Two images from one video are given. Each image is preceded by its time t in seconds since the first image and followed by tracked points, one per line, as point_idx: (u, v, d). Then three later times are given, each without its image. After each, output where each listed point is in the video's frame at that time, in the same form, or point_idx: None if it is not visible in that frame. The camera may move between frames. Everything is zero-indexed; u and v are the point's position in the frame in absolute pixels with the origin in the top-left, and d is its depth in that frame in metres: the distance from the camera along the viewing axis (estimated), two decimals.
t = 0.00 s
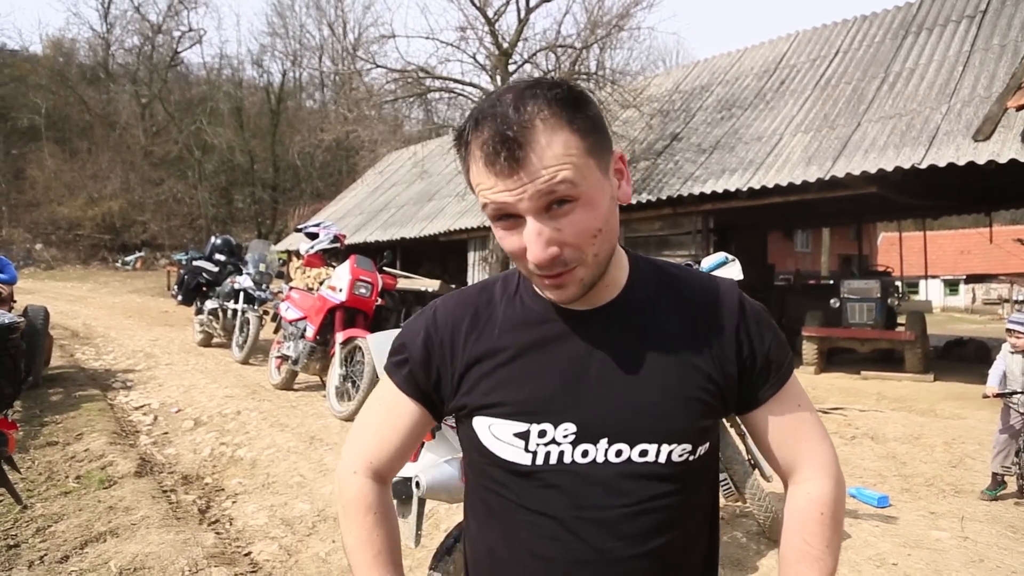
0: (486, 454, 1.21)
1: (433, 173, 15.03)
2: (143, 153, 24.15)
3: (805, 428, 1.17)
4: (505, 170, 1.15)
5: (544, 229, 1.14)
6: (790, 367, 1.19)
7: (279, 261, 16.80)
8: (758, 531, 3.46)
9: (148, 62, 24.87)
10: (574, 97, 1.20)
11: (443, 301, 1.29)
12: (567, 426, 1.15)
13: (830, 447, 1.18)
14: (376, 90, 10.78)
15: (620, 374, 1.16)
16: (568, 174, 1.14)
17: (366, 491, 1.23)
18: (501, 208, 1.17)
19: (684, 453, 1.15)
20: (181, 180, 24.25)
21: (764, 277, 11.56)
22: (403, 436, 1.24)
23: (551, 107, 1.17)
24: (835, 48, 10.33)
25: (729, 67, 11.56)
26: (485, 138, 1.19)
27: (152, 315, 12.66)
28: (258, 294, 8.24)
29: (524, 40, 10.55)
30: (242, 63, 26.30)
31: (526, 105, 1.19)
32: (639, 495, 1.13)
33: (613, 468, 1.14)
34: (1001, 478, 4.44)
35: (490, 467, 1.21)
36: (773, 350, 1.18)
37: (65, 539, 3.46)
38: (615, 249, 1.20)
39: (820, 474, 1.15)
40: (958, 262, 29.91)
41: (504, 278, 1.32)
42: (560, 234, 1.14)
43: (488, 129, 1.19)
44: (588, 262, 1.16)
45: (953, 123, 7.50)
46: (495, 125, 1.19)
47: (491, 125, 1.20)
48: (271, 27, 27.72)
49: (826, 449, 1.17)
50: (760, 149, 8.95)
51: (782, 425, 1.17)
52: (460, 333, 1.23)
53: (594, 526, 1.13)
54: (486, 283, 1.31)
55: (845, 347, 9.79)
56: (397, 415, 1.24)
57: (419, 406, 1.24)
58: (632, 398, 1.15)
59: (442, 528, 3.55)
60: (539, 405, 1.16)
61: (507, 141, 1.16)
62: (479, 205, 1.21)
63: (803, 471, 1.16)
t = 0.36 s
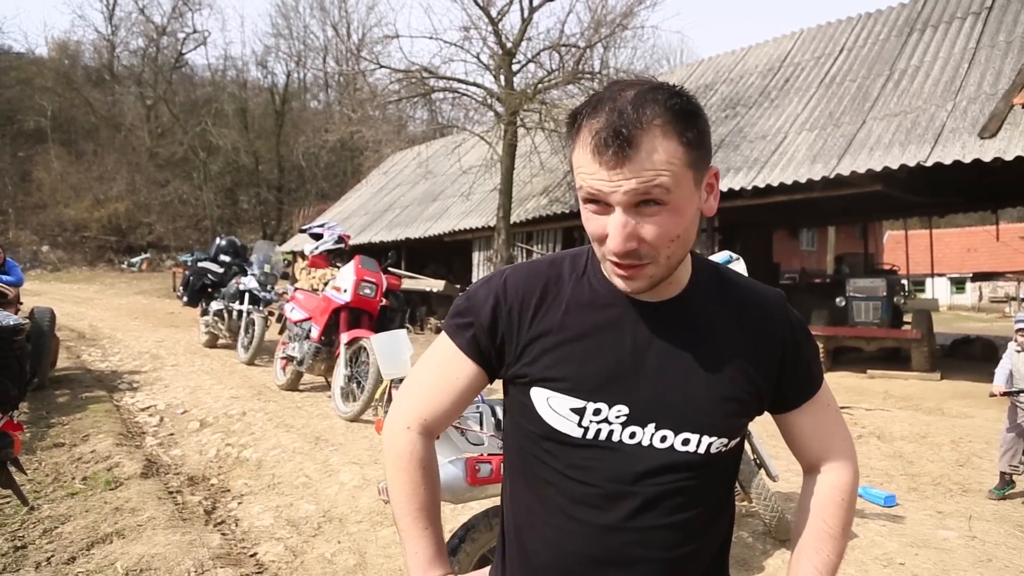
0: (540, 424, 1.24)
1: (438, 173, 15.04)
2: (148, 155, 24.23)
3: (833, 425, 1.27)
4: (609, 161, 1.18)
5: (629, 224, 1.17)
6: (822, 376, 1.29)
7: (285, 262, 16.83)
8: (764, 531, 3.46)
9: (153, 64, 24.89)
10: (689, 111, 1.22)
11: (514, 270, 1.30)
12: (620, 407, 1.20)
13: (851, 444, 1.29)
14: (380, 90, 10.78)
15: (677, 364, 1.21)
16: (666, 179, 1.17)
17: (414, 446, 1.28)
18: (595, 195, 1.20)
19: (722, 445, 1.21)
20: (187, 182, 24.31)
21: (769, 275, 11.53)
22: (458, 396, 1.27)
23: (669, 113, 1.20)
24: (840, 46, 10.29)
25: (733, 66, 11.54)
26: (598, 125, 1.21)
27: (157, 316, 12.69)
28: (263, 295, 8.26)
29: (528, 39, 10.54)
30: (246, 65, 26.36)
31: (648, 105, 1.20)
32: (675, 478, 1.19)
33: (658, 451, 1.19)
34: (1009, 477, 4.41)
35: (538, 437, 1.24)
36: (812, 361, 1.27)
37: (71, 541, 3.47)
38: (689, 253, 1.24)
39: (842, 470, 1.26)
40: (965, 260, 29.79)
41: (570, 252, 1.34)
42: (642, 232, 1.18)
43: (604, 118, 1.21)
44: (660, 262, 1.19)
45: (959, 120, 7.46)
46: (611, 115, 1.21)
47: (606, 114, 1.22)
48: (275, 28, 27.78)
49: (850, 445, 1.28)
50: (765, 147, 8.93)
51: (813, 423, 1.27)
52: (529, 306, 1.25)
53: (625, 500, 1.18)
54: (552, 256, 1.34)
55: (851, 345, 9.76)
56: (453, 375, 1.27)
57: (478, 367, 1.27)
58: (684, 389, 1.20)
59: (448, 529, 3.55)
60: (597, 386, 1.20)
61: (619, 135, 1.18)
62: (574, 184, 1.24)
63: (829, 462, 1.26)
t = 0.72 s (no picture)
0: (560, 414, 1.24)
1: (447, 175, 15.07)
2: (158, 159, 24.40)
3: (851, 435, 1.27)
4: (646, 169, 1.18)
5: (665, 229, 1.18)
6: (841, 388, 1.29)
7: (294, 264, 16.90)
8: (773, 533, 3.45)
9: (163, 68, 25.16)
10: (723, 117, 1.22)
11: (543, 265, 1.31)
12: (640, 400, 1.20)
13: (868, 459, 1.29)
14: (388, 93, 10.83)
15: (697, 361, 1.21)
16: (702, 186, 1.17)
17: (440, 439, 1.28)
18: (632, 200, 1.20)
19: (738, 444, 1.20)
20: (197, 185, 24.47)
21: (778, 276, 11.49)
22: (485, 389, 1.28)
23: (702, 120, 1.20)
24: (849, 46, 10.25)
25: (741, 66, 11.51)
26: (635, 132, 1.21)
27: (168, 319, 12.77)
28: (272, 298, 8.29)
29: (536, 41, 10.56)
30: (255, 68, 26.52)
31: (682, 112, 1.20)
32: (692, 475, 1.19)
33: (674, 447, 1.19)
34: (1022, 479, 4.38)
35: (558, 429, 1.24)
36: (832, 372, 1.28)
37: (83, 542, 3.49)
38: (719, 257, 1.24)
39: (859, 482, 1.25)
40: (976, 261, 29.58)
41: (598, 251, 1.35)
42: (677, 237, 1.19)
43: (640, 125, 1.21)
44: (694, 266, 1.20)
45: (969, 120, 7.41)
46: (647, 122, 1.21)
47: (641, 120, 1.22)
48: (284, 31, 27.94)
49: (866, 458, 1.28)
50: (774, 148, 8.90)
51: (831, 434, 1.27)
52: (556, 300, 1.26)
53: (642, 495, 1.18)
54: (580, 253, 1.35)
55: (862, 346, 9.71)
56: (482, 366, 1.27)
57: (505, 358, 1.27)
58: (704, 385, 1.20)
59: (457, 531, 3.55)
60: (618, 378, 1.21)
61: (657, 144, 1.18)
62: (610, 188, 1.24)
63: (845, 472, 1.26)
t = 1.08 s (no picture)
0: (543, 419, 1.26)
1: (454, 173, 15.08)
2: (166, 157, 24.52)
3: (849, 424, 1.22)
4: (603, 132, 1.24)
5: (633, 192, 1.21)
6: (835, 369, 1.24)
7: (301, 263, 16.93)
8: (779, 533, 3.44)
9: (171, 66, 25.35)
10: (665, 85, 1.29)
11: (519, 272, 1.35)
12: (624, 400, 1.20)
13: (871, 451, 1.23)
14: (395, 91, 10.84)
15: (681, 355, 1.20)
16: (660, 144, 1.22)
17: (424, 395, 1.29)
18: (595, 172, 1.24)
19: (730, 438, 1.19)
20: (205, 183, 24.56)
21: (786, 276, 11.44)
22: (466, 369, 1.31)
23: (647, 84, 1.27)
24: (857, 44, 10.21)
25: (749, 65, 11.47)
26: (587, 105, 1.27)
27: (176, 317, 12.82)
28: (279, 296, 8.30)
29: (543, 40, 10.55)
30: (263, 67, 26.60)
31: (626, 80, 1.28)
32: (683, 474, 1.17)
33: (664, 446, 1.18)
34: None
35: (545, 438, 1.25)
36: (823, 352, 1.23)
37: (91, 538, 3.52)
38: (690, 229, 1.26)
39: (860, 474, 1.20)
40: (986, 260, 29.36)
41: (578, 257, 1.38)
42: (645, 199, 1.20)
43: (592, 99, 1.27)
44: (668, 232, 1.22)
45: (978, 118, 7.37)
46: (596, 97, 1.27)
47: (591, 96, 1.28)
48: (292, 30, 27.99)
49: (866, 448, 1.22)
50: (781, 146, 8.87)
51: (826, 422, 1.22)
52: (531, 302, 1.29)
53: (635, 499, 1.17)
54: (558, 259, 1.38)
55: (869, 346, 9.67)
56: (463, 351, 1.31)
57: (477, 358, 1.30)
58: (688, 381, 1.19)
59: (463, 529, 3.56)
60: (598, 378, 1.21)
61: (610, 108, 1.24)
62: (572, 168, 1.28)
63: (844, 463, 1.21)
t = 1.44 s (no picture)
0: (497, 453, 1.20)
1: (460, 177, 15.10)
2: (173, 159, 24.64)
3: (811, 430, 1.21)
4: (538, 133, 1.26)
5: (577, 189, 1.23)
6: (794, 367, 1.23)
7: (308, 265, 16.97)
8: (783, 539, 3.43)
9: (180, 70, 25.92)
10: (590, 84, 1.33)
11: (455, 308, 1.29)
12: (582, 420, 1.16)
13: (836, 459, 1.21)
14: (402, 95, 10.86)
15: (636, 368, 1.18)
16: (597, 137, 1.24)
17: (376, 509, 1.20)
18: (535, 174, 1.25)
19: (699, 448, 1.16)
20: (212, 185, 24.64)
21: (792, 281, 11.41)
22: (420, 445, 1.23)
23: (574, 82, 1.30)
24: (864, 49, 10.19)
25: (756, 69, 11.46)
26: (517, 110, 1.29)
27: (182, 318, 12.86)
28: (285, 298, 8.30)
29: (550, 44, 10.56)
30: (270, 70, 26.71)
31: (551, 82, 1.31)
32: (653, 494, 1.13)
33: (629, 464, 1.14)
34: None
35: (499, 473, 1.20)
36: (779, 349, 1.22)
37: (96, 539, 3.53)
38: (632, 230, 1.28)
39: (830, 482, 1.17)
40: (993, 266, 29.24)
41: (515, 283, 1.35)
42: (590, 196, 1.22)
43: (521, 103, 1.30)
44: (615, 228, 1.24)
45: (986, 124, 7.34)
46: (526, 101, 1.30)
47: (519, 101, 1.31)
48: (300, 33, 28.10)
49: (831, 457, 1.20)
50: (787, 151, 8.85)
51: (787, 425, 1.20)
52: (474, 334, 1.24)
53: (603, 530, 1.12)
54: (493, 288, 1.34)
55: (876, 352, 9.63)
56: (414, 425, 1.23)
57: (434, 418, 1.24)
58: (645, 392, 1.16)
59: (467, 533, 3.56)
60: (553, 400, 1.17)
61: (541, 108, 1.27)
62: (509, 173, 1.29)
63: (812, 474, 1.18)
